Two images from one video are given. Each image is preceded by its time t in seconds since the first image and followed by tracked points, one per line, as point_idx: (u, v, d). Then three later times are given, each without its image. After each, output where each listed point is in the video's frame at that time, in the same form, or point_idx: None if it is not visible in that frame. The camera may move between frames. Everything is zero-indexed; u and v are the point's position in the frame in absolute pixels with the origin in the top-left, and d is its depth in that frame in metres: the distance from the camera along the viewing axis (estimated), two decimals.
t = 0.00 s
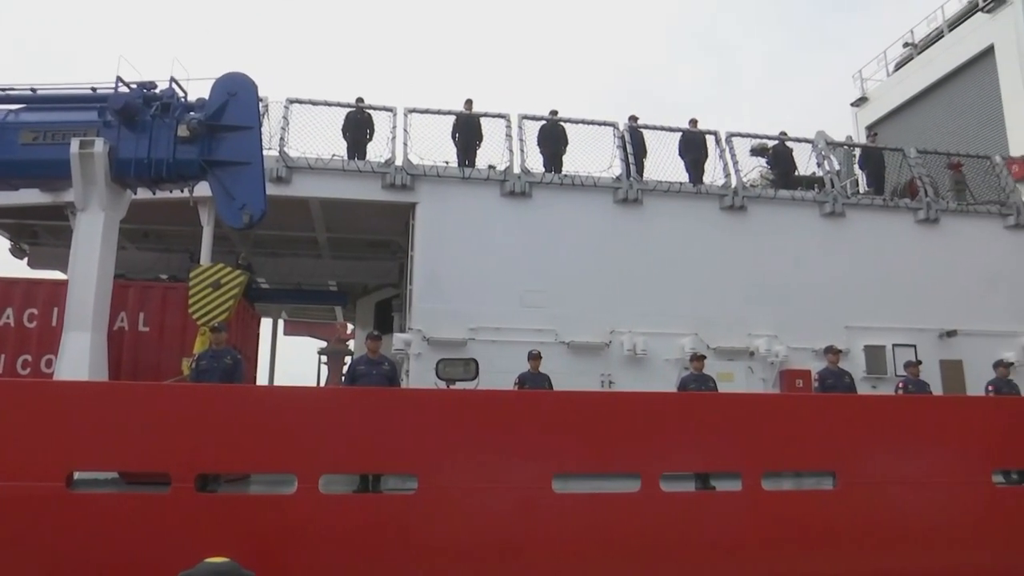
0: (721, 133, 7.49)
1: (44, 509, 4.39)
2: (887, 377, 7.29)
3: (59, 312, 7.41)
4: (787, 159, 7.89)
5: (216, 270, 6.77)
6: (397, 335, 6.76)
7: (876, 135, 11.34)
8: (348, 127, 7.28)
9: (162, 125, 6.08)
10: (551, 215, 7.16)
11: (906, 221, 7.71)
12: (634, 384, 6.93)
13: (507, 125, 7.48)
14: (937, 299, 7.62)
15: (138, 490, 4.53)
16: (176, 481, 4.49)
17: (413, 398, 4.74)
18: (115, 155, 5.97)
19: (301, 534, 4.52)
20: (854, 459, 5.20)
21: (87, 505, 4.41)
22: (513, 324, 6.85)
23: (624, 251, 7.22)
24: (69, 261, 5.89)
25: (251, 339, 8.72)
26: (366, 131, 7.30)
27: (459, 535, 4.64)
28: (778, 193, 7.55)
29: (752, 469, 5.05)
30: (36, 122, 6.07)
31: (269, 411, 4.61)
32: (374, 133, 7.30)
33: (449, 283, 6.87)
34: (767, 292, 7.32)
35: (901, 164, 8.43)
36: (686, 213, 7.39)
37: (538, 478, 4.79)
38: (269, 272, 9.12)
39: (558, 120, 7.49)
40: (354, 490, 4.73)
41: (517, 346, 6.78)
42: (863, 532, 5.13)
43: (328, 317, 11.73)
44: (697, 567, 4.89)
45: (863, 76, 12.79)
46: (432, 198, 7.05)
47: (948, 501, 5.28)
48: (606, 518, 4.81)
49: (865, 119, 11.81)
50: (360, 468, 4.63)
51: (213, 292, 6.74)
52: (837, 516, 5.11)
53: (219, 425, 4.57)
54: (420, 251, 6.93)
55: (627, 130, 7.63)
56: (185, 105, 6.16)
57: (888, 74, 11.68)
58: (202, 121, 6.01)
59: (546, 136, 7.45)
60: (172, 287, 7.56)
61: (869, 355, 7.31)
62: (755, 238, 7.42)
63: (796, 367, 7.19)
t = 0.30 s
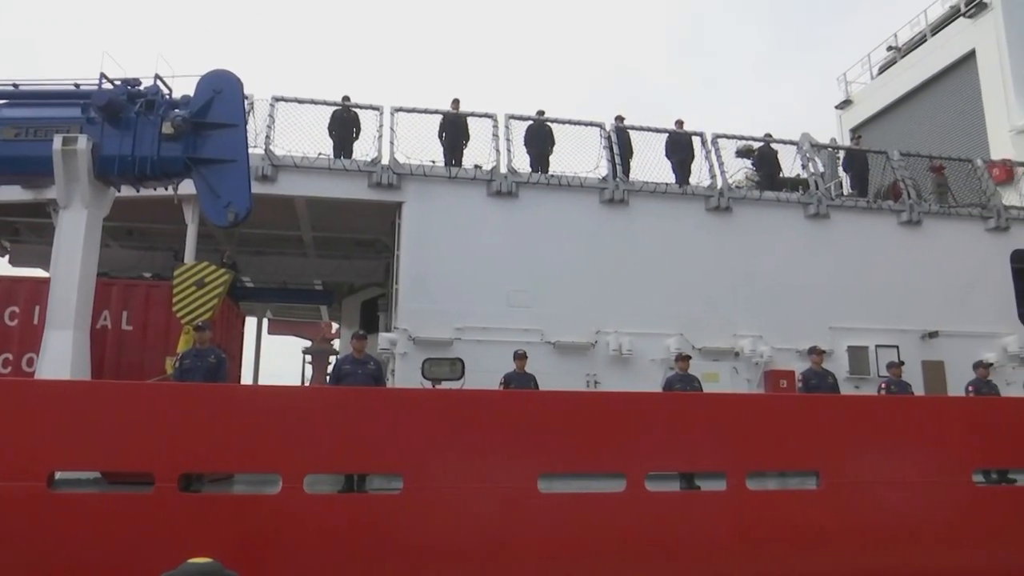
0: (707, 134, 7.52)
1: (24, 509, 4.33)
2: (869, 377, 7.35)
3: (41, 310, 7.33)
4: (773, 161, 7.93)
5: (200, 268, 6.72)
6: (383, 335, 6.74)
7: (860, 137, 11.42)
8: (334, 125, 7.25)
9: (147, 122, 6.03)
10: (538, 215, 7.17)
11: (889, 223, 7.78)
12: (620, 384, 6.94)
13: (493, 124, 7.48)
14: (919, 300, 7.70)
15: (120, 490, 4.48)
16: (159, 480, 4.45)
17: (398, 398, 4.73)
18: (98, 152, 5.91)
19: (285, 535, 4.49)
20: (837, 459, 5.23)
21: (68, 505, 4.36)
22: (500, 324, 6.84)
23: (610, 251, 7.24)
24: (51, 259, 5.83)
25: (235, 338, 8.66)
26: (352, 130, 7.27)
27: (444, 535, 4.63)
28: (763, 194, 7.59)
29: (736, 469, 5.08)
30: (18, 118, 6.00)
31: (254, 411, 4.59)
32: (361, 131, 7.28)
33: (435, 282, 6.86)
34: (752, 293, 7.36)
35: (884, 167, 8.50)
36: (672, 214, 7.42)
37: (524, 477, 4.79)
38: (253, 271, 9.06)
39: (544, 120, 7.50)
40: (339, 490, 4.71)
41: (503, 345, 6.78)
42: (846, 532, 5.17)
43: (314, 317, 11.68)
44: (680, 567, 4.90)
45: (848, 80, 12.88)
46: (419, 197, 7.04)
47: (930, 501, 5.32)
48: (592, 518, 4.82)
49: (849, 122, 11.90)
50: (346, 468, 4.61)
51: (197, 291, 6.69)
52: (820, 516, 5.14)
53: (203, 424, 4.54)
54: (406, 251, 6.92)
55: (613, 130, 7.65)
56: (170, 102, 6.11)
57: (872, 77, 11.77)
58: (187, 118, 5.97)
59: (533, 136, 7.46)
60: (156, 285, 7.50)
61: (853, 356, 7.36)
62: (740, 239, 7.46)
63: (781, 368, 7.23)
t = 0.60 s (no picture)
0: (692, 135, 7.55)
1: (3, 509, 4.28)
2: (852, 378, 7.41)
3: (21, 308, 7.25)
4: (757, 162, 7.98)
5: (184, 267, 6.67)
6: (368, 334, 6.72)
7: (843, 140, 11.52)
8: (320, 124, 7.21)
9: (130, 118, 5.98)
10: (523, 215, 7.17)
11: (871, 225, 7.85)
12: (605, 384, 6.96)
13: (479, 124, 7.47)
14: (901, 302, 7.77)
15: (102, 490, 4.44)
16: (142, 480, 4.40)
17: (383, 397, 4.71)
18: (80, 149, 5.85)
19: (269, 535, 4.47)
20: (820, 459, 5.27)
21: (49, 505, 4.32)
22: (485, 324, 6.84)
23: (595, 252, 7.26)
24: (32, 256, 5.76)
25: (219, 338, 8.59)
26: (337, 128, 7.24)
27: (428, 535, 4.62)
28: (748, 196, 7.64)
29: (720, 469, 5.10)
30: None
31: (237, 410, 4.55)
32: (346, 130, 7.24)
33: (421, 282, 6.85)
34: (736, 294, 7.40)
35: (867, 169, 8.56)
36: (657, 215, 7.45)
37: (508, 477, 4.79)
38: (237, 269, 8.99)
39: (530, 120, 7.50)
40: (323, 490, 4.67)
41: (487, 345, 6.78)
42: (829, 532, 5.20)
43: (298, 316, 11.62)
44: (663, 567, 4.92)
45: (832, 82, 12.98)
46: (404, 196, 7.02)
47: (910, 500, 5.37)
48: (576, 518, 4.83)
49: (833, 125, 11.99)
50: (329, 468, 4.59)
51: (180, 289, 6.63)
52: (803, 516, 5.18)
53: (186, 424, 4.50)
54: (391, 250, 6.90)
55: (599, 131, 7.66)
56: (154, 100, 6.05)
57: (856, 80, 11.86)
58: (170, 115, 5.91)
59: (519, 136, 7.46)
60: (138, 283, 7.43)
61: (836, 357, 7.41)
62: (724, 240, 7.50)
63: (764, 368, 7.28)
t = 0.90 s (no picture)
0: (678, 136, 7.58)
1: None
2: (834, 378, 7.47)
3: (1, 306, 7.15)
4: (742, 163, 8.02)
5: (167, 265, 6.63)
6: (352, 334, 6.69)
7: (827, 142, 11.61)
8: (305, 122, 7.17)
9: (113, 115, 5.93)
10: (510, 215, 7.17)
11: (854, 227, 7.92)
12: (590, 384, 6.97)
13: (466, 123, 7.46)
14: (884, 303, 7.84)
15: (83, 490, 4.41)
16: (124, 480, 4.36)
17: (368, 397, 4.70)
18: (63, 146, 5.78)
19: (252, 535, 4.44)
20: (803, 459, 5.31)
21: (28, 506, 4.26)
22: (471, 323, 6.83)
23: (581, 252, 7.27)
24: (12, 254, 5.69)
25: (202, 338, 8.53)
26: (323, 126, 7.20)
27: (412, 535, 4.61)
28: (733, 197, 7.68)
29: (704, 469, 5.12)
30: None
31: (221, 409, 4.52)
32: (332, 128, 7.21)
33: (406, 282, 6.83)
34: (721, 294, 7.44)
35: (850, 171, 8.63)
36: (643, 215, 7.47)
37: (493, 477, 4.79)
38: (221, 268, 8.93)
39: (516, 120, 7.50)
40: (307, 489, 4.68)
41: (473, 345, 6.77)
42: (811, 531, 5.24)
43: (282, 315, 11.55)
44: (647, 566, 4.93)
45: (815, 86, 13.09)
46: (390, 195, 7.00)
47: (891, 500, 5.42)
48: (560, 518, 4.83)
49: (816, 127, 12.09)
50: (313, 467, 4.56)
51: (163, 288, 6.59)
52: (786, 515, 5.21)
53: (168, 423, 4.46)
54: (377, 250, 6.88)
55: (585, 131, 7.67)
56: (137, 97, 6.00)
57: (839, 84, 11.96)
58: (154, 112, 5.86)
59: (505, 136, 7.46)
60: (121, 282, 7.35)
61: (819, 358, 7.45)
62: (709, 242, 7.54)
63: (747, 369, 7.32)
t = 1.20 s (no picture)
0: (664, 137, 7.60)
1: None
2: (818, 379, 7.52)
3: None
4: (728, 165, 8.05)
5: (150, 263, 6.57)
6: (338, 333, 6.64)
7: (811, 144, 11.68)
8: (291, 120, 7.13)
9: (97, 113, 5.88)
10: (496, 215, 7.17)
11: (839, 228, 7.98)
12: (575, 384, 6.97)
13: (453, 123, 7.45)
14: (867, 304, 7.90)
15: (66, 490, 4.37)
16: (107, 481, 4.32)
17: (352, 397, 4.68)
18: (45, 143, 5.72)
19: (236, 536, 4.41)
20: (787, 460, 5.34)
21: (9, 506, 4.22)
22: (456, 323, 6.83)
23: (567, 252, 7.28)
24: None
25: (187, 336, 8.48)
26: (309, 125, 7.17)
27: (399, 535, 4.60)
28: (719, 198, 7.72)
29: (690, 469, 5.14)
30: None
31: (204, 409, 4.49)
32: (318, 127, 7.18)
33: (392, 281, 6.82)
34: (706, 295, 7.47)
35: (835, 173, 8.67)
36: (629, 216, 7.49)
37: (479, 477, 4.78)
38: (206, 267, 8.87)
39: (504, 120, 7.50)
40: (292, 490, 4.68)
41: (459, 345, 6.77)
42: (795, 531, 5.27)
43: (267, 314, 11.48)
44: (631, 567, 4.94)
45: (801, 88, 13.16)
46: (376, 195, 6.99)
47: (874, 499, 5.46)
48: (546, 519, 4.83)
49: (801, 129, 12.16)
50: (298, 468, 4.54)
51: (146, 286, 6.52)
52: (770, 515, 5.24)
53: (152, 423, 4.42)
54: (363, 249, 6.86)
55: (572, 132, 7.68)
56: (122, 94, 5.95)
57: (825, 86, 12.03)
58: (139, 110, 5.80)
59: (492, 136, 7.45)
60: (104, 280, 7.30)
61: (803, 358, 7.50)
62: (694, 242, 7.57)
63: (733, 369, 7.35)
